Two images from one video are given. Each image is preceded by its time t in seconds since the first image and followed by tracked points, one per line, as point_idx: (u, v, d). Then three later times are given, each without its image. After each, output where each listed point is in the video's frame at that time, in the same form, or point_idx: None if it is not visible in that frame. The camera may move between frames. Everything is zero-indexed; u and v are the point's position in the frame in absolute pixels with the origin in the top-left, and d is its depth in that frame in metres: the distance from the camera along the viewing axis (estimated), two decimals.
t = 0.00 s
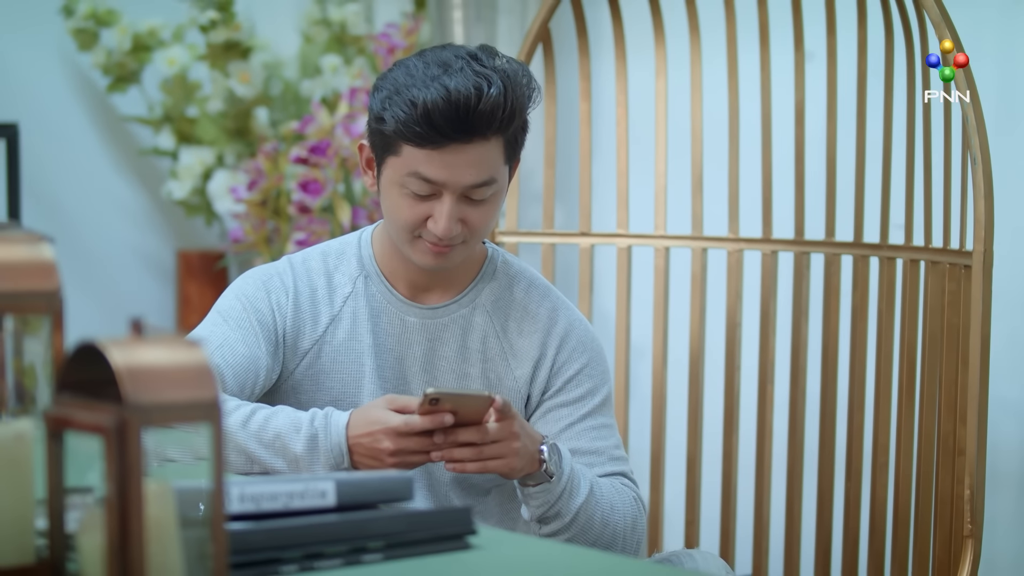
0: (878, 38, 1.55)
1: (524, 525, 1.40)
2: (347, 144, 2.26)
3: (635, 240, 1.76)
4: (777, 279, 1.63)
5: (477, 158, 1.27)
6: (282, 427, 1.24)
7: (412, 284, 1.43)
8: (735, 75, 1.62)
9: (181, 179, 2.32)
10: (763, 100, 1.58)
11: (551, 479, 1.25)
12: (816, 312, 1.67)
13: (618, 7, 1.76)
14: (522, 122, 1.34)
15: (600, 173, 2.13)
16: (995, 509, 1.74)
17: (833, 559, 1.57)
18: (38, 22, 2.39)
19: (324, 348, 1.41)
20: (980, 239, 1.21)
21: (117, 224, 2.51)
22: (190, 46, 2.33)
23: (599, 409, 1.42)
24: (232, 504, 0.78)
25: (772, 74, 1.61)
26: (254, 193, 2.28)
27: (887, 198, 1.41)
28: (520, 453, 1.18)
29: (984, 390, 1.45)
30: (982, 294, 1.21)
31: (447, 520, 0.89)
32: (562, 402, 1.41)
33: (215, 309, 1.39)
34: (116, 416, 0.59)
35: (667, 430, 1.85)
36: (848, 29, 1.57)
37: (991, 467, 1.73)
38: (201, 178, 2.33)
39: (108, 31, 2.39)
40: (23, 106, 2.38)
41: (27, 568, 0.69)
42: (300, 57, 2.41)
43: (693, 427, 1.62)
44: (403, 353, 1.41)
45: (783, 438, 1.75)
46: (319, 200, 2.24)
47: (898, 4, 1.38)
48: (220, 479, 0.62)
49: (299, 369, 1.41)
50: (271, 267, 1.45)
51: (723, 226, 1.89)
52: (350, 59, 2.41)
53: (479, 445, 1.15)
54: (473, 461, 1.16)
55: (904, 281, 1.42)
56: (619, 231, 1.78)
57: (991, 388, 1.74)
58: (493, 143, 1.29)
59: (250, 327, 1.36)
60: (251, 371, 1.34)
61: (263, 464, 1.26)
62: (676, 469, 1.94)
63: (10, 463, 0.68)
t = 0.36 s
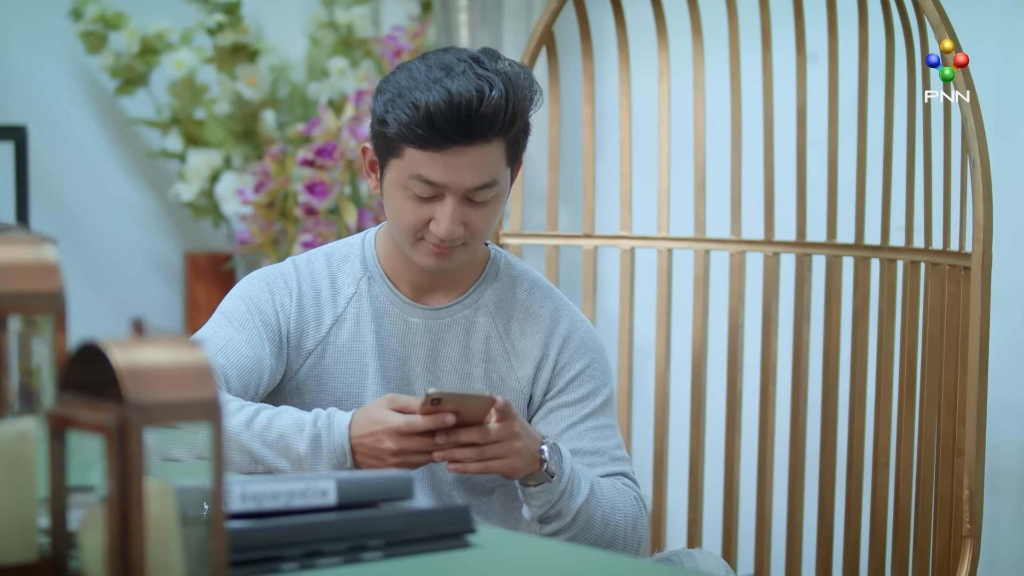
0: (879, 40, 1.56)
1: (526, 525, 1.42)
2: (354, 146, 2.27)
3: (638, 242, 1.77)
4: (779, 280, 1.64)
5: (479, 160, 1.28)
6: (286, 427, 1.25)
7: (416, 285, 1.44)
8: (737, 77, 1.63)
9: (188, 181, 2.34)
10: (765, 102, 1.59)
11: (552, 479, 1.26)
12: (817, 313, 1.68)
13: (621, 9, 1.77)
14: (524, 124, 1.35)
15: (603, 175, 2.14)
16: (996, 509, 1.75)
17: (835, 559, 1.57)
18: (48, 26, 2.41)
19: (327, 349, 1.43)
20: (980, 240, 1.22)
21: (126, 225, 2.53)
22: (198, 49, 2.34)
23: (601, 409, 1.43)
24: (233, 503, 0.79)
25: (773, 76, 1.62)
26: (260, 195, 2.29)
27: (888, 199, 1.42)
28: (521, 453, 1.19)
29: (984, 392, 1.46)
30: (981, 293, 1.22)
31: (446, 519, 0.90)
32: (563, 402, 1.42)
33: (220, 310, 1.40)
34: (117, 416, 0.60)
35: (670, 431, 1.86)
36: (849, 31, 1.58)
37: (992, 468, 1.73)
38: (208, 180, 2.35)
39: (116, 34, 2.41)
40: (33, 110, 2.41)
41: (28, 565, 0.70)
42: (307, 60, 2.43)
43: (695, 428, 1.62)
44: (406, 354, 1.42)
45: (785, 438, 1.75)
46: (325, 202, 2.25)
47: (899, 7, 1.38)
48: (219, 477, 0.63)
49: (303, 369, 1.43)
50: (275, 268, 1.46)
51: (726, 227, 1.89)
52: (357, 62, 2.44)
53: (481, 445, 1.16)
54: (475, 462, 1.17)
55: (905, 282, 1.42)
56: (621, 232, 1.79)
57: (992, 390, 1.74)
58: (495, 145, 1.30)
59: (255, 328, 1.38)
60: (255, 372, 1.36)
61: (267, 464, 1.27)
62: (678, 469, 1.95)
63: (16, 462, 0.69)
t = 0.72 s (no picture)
0: (878, 41, 1.56)
1: (527, 522, 1.43)
2: (357, 147, 2.29)
3: (639, 242, 1.77)
4: (779, 279, 1.64)
5: (479, 160, 1.29)
6: (287, 425, 1.26)
7: (417, 284, 1.45)
8: (737, 77, 1.63)
9: (194, 180, 2.35)
10: (764, 102, 1.59)
11: (552, 476, 1.26)
12: (817, 312, 1.69)
13: (623, 10, 1.77)
14: (523, 124, 1.36)
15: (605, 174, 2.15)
16: (996, 508, 1.75)
17: (835, 557, 1.58)
18: (54, 27, 2.43)
19: (328, 347, 1.44)
20: (976, 240, 1.23)
21: (131, 225, 2.54)
22: (203, 49, 2.35)
23: (601, 407, 1.44)
24: (232, 499, 0.80)
25: (772, 77, 1.63)
26: (265, 195, 2.31)
27: (887, 199, 1.42)
28: (520, 451, 1.20)
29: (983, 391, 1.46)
30: (977, 293, 1.23)
31: (443, 515, 0.91)
32: (563, 400, 1.43)
33: (221, 309, 1.42)
34: (116, 412, 0.61)
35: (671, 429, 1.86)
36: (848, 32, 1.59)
37: (992, 467, 1.73)
38: (213, 180, 2.36)
39: (122, 34, 2.42)
40: (39, 110, 2.42)
41: (29, 560, 0.70)
42: (312, 60, 2.44)
43: (695, 426, 1.63)
44: (407, 352, 1.43)
45: (784, 437, 1.76)
46: (329, 202, 2.26)
47: (898, 8, 1.39)
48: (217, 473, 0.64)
49: (304, 368, 1.44)
50: (277, 267, 1.47)
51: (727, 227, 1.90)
52: (361, 62, 2.45)
53: (480, 442, 1.16)
54: (474, 459, 1.18)
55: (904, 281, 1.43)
56: (622, 232, 1.80)
57: (992, 389, 1.75)
58: (494, 145, 1.30)
59: (256, 327, 1.39)
60: (257, 370, 1.37)
61: (268, 461, 1.28)
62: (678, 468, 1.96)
63: (15, 458, 0.70)
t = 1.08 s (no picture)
0: (875, 42, 1.57)
1: (525, 519, 1.44)
2: (360, 146, 2.30)
3: (638, 241, 1.78)
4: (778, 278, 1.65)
5: (477, 160, 1.30)
6: (286, 422, 1.27)
7: (416, 283, 1.46)
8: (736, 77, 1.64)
9: (198, 181, 2.36)
10: (763, 102, 1.60)
11: (550, 473, 1.27)
12: (815, 311, 1.69)
13: (622, 10, 1.78)
14: (521, 125, 1.37)
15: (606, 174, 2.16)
16: (994, 504, 1.75)
17: (832, 554, 1.59)
18: (60, 28, 2.45)
19: (329, 346, 1.45)
20: (971, 239, 1.23)
21: (136, 224, 2.56)
22: (207, 50, 2.37)
23: (598, 406, 1.45)
24: (231, 495, 0.82)
25: (770, 78, 1.63)
26: (269, 195, 2.32)
27: (884, 198, 1.43)
28: (518, 448, 1.21)
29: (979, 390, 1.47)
30: (972, 293, 1.23)
31: (438, 511, 0.91)
32: (561, 398, 1.44)
33: (223, 307, 1.43)
34: (114, 409, 0.62)
35: (671, 426, 1.87)
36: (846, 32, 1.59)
37: (991, 466, 1.74)
38: (217, 180, 2.37)
39: (127, 35, 2.44)
40: (45, 111, 2.44)
41: (29, 555, 0.71)
42: (316, 61, 2.46)
43: (694, 423, 1.64)
44: (406, 351, 1.45)
45: (783, 436, 1.76)
46: (332, 202, 2.28)
47: (895, 9, 1.39)
48: (212, 469, 0.64)
49: (304, 366, 1.45)
50: (278, 266, 1.48)
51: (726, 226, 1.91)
52: (365, 63, 2.45)
53: (477, 439, 1.17)
54: (472, 456, 1.19)
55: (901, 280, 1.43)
56: (622, 232, 1.81)
57: (991, 388, 1.75)
58: (492, 145, 1.32)
59: (257, 325, 1.40)
60: (258, 369, 1.38)
61: (268, 458, 1.29)
62: (678, 466, 1.97)
63: (14, 454, 0.70)
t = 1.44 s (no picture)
0: (871, 43, 1.58)
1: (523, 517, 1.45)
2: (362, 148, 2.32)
3: (637, 241, 1.79)
4: (775, 279, 1.66)
5: (474, 160, 1.32)
6: (285, 421, 1.28)
7: (414, 283, 1.47)
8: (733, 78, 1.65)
9: (202, 182, 2.38)
10: (760, 102, 1.61)
11: (546, 472, 1.28)
12: (812, 311, 1.70)
13: (621, 13, 1.80)
14: (518, 126, 1.38)
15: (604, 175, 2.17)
16: (992, 502, 1.76)
17: (828, 552, 1.60)
18: (66, 30, 2.47)
19: (328, 345, 1.46)
20: (964, 240, 1.24)
21: (141, 224, 2.58)
22: (211, 52, 2.38)
23: (595, 405, 1.46)
24: (228, 492, 0.83)
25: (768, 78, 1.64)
26: (272, 196, 2.34)
27: (879, 199, 1.44)
28: (515, 447, 1.22)
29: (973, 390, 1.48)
30: (965, 292, 1.24)
31: (433, 508, 0.92)
32: (558, 397, 1.45)
33: (223, 307, 1.44)
34: (109, 406, 0.63)
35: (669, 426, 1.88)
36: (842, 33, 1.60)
37: (987, 466, 1.75)
38: (221, 181, 2.39)
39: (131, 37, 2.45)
40: (50, 112, 2.46)
41: (28, 551, 0.72)
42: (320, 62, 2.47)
43: (692, 422, 1.65)
44: (405, 350, 1.46)
45: (780, 435, 1.78)
46: (335, 202, 2.29)
47: (890, 10, 1.40)
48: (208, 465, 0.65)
49: (304, 366, 1.46)
50: (277, 266, 1.49)
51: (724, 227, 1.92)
52: (368, 65, 2.48)
53: (474, 438, 1.19)
54: (469, 455, 1.20)
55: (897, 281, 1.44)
56: (621, 232, 1.82)
57: (988, 387, 1.76)
58: (489, 146, 1.33)
59: (257, 325, 1.42)
60: (257, 368, 1.40)
61: (267, 457, 1.29)
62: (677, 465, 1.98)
63: (13, 451, 0.71)
